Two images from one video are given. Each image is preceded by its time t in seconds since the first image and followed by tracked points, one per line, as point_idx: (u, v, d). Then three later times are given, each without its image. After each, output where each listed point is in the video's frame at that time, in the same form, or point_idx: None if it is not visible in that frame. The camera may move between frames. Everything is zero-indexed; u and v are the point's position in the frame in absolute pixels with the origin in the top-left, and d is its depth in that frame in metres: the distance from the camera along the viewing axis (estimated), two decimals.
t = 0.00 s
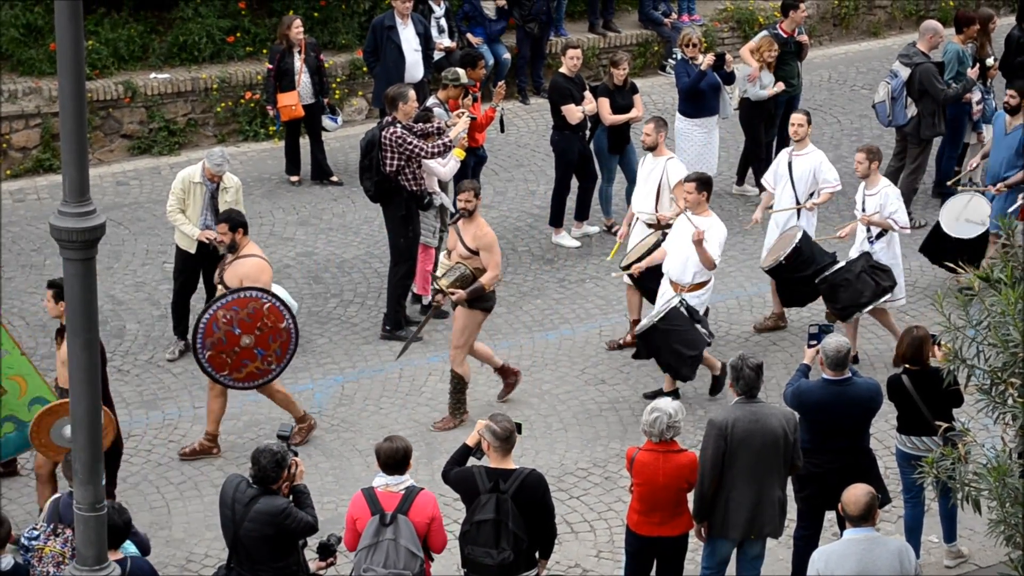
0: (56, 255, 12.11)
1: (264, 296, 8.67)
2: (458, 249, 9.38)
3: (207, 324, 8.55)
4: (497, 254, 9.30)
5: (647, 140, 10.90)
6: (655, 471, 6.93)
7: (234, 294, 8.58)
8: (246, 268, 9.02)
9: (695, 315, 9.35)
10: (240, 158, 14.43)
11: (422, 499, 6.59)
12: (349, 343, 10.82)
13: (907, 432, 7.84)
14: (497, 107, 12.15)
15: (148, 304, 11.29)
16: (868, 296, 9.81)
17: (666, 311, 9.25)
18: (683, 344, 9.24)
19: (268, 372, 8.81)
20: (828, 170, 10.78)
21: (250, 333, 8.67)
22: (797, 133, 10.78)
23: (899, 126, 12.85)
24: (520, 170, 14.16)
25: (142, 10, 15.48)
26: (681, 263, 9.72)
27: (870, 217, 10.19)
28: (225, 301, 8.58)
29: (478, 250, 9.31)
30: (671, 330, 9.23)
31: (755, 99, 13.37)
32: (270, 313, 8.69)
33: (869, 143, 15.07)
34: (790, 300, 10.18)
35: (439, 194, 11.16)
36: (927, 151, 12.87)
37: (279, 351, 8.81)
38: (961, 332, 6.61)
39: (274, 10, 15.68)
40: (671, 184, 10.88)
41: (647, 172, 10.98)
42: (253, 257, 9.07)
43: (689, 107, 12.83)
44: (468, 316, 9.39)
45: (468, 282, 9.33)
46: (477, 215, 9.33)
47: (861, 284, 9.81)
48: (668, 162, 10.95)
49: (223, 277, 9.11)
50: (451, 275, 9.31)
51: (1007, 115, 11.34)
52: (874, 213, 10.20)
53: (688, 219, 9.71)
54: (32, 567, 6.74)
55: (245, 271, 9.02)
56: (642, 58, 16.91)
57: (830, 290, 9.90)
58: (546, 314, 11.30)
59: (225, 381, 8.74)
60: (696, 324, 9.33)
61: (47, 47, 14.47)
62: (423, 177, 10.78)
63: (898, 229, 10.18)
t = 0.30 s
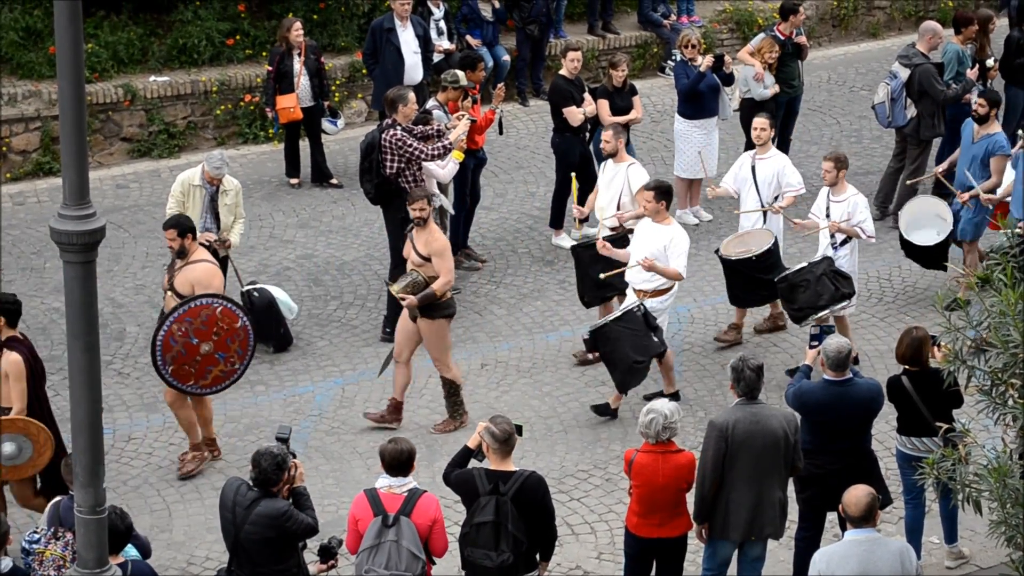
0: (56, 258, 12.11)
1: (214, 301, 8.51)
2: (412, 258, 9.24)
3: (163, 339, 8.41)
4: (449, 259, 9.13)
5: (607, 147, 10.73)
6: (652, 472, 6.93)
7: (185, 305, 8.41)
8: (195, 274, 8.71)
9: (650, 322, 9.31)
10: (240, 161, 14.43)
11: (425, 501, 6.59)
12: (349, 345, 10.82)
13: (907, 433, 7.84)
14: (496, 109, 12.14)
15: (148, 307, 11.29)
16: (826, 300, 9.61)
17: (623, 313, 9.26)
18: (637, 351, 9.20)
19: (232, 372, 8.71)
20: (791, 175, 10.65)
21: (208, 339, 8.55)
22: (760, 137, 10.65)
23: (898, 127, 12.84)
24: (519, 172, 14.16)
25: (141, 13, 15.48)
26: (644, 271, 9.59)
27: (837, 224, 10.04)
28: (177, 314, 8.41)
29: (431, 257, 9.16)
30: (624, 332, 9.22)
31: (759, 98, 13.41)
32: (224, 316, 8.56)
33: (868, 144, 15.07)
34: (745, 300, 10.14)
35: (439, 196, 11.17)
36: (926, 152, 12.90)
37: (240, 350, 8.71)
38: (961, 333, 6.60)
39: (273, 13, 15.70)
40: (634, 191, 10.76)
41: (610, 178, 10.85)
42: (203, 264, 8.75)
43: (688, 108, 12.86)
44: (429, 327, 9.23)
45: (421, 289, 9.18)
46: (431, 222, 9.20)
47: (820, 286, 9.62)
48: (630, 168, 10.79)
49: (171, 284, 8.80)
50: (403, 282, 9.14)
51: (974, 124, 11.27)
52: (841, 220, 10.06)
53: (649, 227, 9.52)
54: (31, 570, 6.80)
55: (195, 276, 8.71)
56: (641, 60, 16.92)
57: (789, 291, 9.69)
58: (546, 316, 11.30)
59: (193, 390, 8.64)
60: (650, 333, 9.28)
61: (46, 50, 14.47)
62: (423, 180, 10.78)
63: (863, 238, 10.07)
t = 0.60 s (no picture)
0: (57, 260, 12.11)
1: (167, 322, 8.26)
2: (361, 269, 9.16)
3: (123, 371, 8.16)
4: (399, 270, 9.08)
5: (572, 156, 10.32)
6: (651, 473, 6.92)
7: (139, 334, 8.13)
8: (145, 296, 8.67)
9: (612, 337, 9.22)
10: (241, 162, 14.43)
11: (427, 502, 6.59)
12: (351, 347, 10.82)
13: (908, 435, 7.84)
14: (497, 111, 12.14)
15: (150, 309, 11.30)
16: (788, 309, 9.62)
17: (585, 329, 9.21)
18: (597, 369, 9.15)
19: (197, 387, 8.51)
20: (750, 185, 10.50)
21: (167, 361, 8.32)
22: (721, 146, 10.58)
23: (900, 129, 12.93)
24: (520, 174, 14.16)
25: (142, 15, 15.47)
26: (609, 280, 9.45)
27: (797, 233, 9.95)
28: (133, 343, 8.13)
29: (381, 269, 9.09)
30: (586, 352, 9.17)
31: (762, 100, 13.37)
32: (179, 335, 8.32)
33: (870, 145, 15.07)
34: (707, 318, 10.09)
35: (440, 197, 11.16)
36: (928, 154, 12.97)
37: (201, 363, 8.49)
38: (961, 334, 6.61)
39: (274, 15, 15.71)
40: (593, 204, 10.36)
41: (570, 188, 10.46)
42: (152, 284, 8.72)
43: (689, 109, 12.87)
44: (376, 337, 9.14)
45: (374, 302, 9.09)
46: (377, 232, 9.11)
47: (781, 295, 9.62)
48: (591, 180, 10.41)
49: (119, 305, 8.72)
50: (355, 296, 9.05)
51: (942, 131, 11.18)
52: (801, 229, 9.97)
53: (612, 236, 9.41)
54: (31, 572, 6.74)
55: (146, 298, 8.67)
56: (642, 61, 16.91)
57: (750, 300, 9.72)
58: (546, 318, 11.30)
59: (161, 412, 8.44)
60: (612, 348, 9.20)
61: (48, 52, 14.49)
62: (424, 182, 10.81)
63: (824, 247, 9.97)
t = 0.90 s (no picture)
0: (60, 263, 12.12)
1: (112, 332, 8.17)
2: (316, 282, 9.03)
3: (60, 372, 7.86)
4: (356, 286, 8.96)
5: (530, 165, 10.24)
6: (651, 473, 6.92)
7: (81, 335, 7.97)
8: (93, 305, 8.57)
9: (587, 364, 9.06)
10: (244, 165, 14.44)
11: (430, 504, 6.59)
12: (354, 349, 10.83)
13: (912, 435, 7.82)
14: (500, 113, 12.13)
15: (153, 312, 11.30)
16: (757, 328, 9.51)
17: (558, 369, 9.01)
18: (582, 402, 9.08)
19: (131, 405, 8.27)
20: (714, 193, 10.35)
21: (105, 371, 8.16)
22: (683, 153, 10.43)
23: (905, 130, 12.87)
24: (523, 176, 14.16)
25: (144, 18, 15.48)
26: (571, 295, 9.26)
27: (756, 242, 9.74)
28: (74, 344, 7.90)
29: (337, 284, 8.95)
30: (566, 386, 9.04)
31: (765, 100, 13.38)
32: (121, 347, 8.19)
33: (872, 146, 15.05)
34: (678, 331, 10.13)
35: (443, 198, 11.15)
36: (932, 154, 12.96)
37: (139, 380, 8.30)
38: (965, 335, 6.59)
39: (277, 17, 15.72)
40: (554, 212, 10.23)
41: (531, 198, 10.33)
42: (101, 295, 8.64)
43: (692, 110, 12.86)
44: (329, 351, 8.99)
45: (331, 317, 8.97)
46: (334, 246, 8.97)
47: (748, 316, 9.51)
48: (550, 188, 10.28)
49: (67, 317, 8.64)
50: (311, 311, 8.93)
51: (906, 135, 10.98)
52: (760, 239, 9.74)
53: (573, 248, 9.22)
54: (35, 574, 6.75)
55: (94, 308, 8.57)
56: (644, 62, 16.90)
57: (719, 325, 9.58)
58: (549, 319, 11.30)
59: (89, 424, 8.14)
60: (589, 374, 9.06)
61: (51, 55, 14.50)
62: (427, 184, 10.80)
63: (785, 256, 9.73)
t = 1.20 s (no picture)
0: (62, 266, 12.12)
1: (58, 348, 7.89)
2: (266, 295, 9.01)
3: None
4: (305, 298, 8.92)
5: (485, 171, 10.06)
6: (650, 477, 6.92)
7: (26, 347, 7.82)
8: (40, 319, 8.44)
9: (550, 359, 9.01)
10: (247, 168, 14.45)
11: (433, 507, 6.59)
12: (357, 352, 10.83)
13: (915, 439, 7.81)
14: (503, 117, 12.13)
15: (156, 315, 11.30)
16: (709, 328, 9.31)
17: (524, 356, 8.83)
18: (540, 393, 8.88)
19: (69, 428, 7.99)
20: (677, 202, 10.43)
21: (46, 388, 7.87)
22: (644, 163, 10.46)
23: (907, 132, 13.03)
24: (526, 179, 14.16)
25: (147, 22, 15.49)
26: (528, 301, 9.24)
27: (715, 248, 9.67)
28: (17, 354, 7.81)
29: (286, 295, 8.92)
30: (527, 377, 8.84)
31: (769, 106, 13.37)
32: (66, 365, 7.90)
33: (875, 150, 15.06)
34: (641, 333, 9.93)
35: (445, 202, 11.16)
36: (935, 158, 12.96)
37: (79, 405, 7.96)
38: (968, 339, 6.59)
39: (280, 21, 15.73)
40: (510, 219, 10.08)
41: (486, 205, 10.17)
42: (46, 308, 8.48)
43: (695, 115, 12.84)
44: (281, 365, 8.99)
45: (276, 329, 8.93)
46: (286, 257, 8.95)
47: (703, 314, 9.31)
48: (506, 195, 10.12)
49: (16, 331, 8.49)
50: (257, 323, 8.88)
51: (878, 150, 10.83)
52: (720, 245, 9.68)
53: (534, 258, 9.24)
54: None
55: (40, 322, 8.43)
56: (647, 66, 16.90)
57: (671, 321, 9.40)
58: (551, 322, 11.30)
59: (22, 440, 7.92)
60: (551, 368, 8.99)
61: (53, 58, 14.51)
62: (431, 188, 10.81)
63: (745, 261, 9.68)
